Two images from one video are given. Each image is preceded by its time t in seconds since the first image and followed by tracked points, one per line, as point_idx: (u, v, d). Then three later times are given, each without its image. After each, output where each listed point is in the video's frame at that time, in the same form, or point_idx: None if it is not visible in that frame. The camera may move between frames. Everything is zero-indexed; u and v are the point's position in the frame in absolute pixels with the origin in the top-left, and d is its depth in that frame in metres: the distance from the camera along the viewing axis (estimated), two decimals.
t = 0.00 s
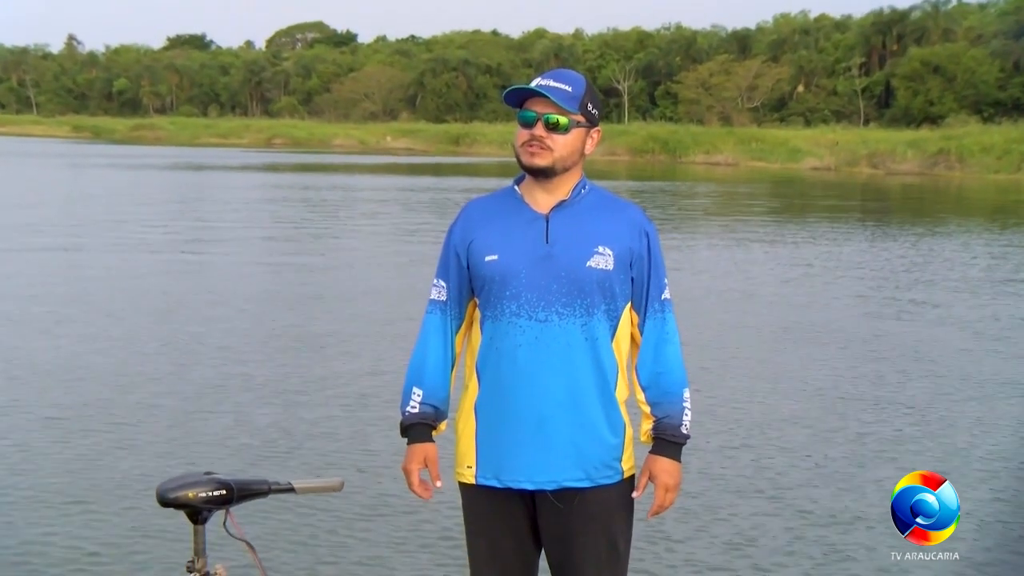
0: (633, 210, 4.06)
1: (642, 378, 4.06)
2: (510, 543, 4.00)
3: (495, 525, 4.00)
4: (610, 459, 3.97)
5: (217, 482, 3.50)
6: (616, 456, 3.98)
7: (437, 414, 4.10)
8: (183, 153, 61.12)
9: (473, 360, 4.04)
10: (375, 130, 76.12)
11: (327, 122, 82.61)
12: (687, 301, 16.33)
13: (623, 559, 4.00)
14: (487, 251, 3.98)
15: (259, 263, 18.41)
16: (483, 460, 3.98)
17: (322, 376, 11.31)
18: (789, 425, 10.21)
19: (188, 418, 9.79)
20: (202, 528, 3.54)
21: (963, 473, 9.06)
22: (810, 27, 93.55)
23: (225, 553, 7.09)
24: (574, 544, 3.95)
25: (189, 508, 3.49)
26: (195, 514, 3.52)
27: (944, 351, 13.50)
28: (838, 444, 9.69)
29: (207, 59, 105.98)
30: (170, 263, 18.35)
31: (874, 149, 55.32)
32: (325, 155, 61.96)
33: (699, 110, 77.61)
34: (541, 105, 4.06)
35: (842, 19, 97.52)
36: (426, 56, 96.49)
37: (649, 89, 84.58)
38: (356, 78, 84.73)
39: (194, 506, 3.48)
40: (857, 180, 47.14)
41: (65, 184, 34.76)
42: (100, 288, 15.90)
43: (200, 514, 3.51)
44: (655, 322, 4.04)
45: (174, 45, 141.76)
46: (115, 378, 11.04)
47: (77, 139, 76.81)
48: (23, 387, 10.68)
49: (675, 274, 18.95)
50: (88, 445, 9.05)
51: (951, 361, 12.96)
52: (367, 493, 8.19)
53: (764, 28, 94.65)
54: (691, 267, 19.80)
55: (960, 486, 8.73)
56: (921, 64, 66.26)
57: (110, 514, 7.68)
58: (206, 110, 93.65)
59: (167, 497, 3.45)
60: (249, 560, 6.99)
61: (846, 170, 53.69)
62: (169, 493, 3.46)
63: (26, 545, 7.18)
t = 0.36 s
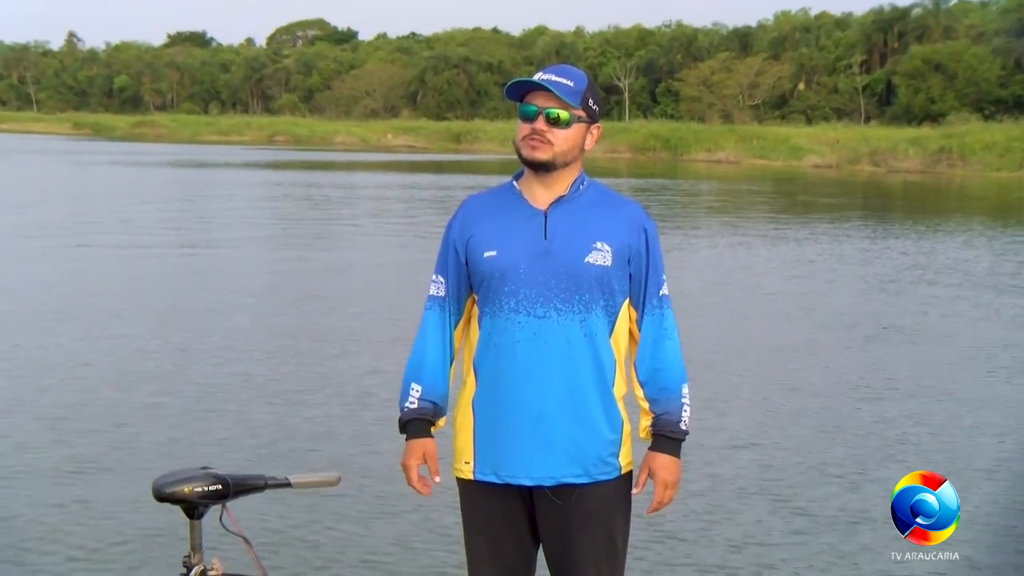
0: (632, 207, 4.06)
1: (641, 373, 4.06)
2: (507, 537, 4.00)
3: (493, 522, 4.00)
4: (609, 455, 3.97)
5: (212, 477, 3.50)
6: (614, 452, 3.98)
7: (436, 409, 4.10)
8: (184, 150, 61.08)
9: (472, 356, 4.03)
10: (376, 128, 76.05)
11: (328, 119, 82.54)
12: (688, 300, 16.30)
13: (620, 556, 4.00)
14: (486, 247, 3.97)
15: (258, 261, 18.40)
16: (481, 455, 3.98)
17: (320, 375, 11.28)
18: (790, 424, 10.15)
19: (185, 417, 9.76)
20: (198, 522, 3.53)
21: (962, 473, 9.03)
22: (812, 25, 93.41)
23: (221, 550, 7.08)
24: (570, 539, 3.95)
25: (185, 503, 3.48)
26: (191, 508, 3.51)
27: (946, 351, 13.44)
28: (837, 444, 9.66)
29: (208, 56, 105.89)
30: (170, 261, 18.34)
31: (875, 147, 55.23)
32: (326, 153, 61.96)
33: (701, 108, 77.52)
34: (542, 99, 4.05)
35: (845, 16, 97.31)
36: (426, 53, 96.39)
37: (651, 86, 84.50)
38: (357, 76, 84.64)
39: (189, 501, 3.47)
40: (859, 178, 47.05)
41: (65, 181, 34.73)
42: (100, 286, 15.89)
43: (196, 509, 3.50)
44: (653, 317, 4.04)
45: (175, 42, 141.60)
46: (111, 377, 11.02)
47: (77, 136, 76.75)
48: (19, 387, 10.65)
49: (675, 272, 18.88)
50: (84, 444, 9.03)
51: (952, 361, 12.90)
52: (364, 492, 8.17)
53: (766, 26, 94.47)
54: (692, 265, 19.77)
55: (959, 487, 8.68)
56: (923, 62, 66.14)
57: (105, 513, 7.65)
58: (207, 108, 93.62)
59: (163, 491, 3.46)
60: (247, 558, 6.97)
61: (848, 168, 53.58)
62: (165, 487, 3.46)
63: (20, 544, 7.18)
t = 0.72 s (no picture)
0: (635, 207, 4.05)
1: (643, 374, 4.06)
2: (508, 537, 3.99)
3: (494, 522, 4.00)
4: (612, 456, 3.97)
5: (213, 476, 3.50)
6: (616, 452, 3.98)
7: (438, 410, 4.09)
8: (187, 151, 61.14)
9: (476, 355, 4.03)
10: (379, 128, 76.06)
11: (331, 120, 82.57)
12: (692, 300, 16.28)
13: (621, 557, 4.00)
14: (489, 246, 3.97)
15: (262, 262, 18.41)
16: (483, 455, 3.97)
17: (323, 376, 11.28)
18: (791, 426, 10.14)
19: (187, 417, 9.77)
20: (200, 519, 3.53)
21: (963, 475, 9.01)
22: (816, 26, 93.34)
23: (221, 549, 7.10)
24: (570, 538, 3.95)
25: (186, 502, 3.48)
26: (192, 507, 3.51)
27: (949, 352, 13.42)
28: (838, 445, 9.65)
29: (211, 56, 105.94)
30: (174, 261, 18.35)
31: (879, 148, 55.17)
32: (330, 153, 62.05)
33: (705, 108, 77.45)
34: (550, 99, 4.04)
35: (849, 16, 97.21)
36: (429, 54, 96.44)
37: (654, 87, 84.51)
38: (360, 76, 84.66)
39: (191, 500, 3.47)
40: (862, 179, 47.00)
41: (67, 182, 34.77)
42: (104, 286, 15.90)
43: (197, 507, 3.50)
44: (656, 318, 4.04)
45: (178, 43, 141.60)
46: (113, 378, 11.02)
47: (81, 136, 76.85)
48: (22, 387, 10.67)
49: (678, 272, 18.86)
50: (85, 444, 9.05)
51: (954, 362, 12.88)
52: (365, 492, 8.18)
53: (770, 27, 94.39)
54: (695, 266, 19.76)
55: (961, 488, 8.67)
56: (927, 63, 66.08)
57: (106, 514, 7.66)
58: (210, 108, 93.72)
59: (164, 489, 3.46)
60: (248, 557, 6.99)
61: (851, 169, 53.53)
62: (167, 486, 3.46)
63: (21, 544, 7.19)
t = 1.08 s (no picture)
0: (636, 203, 4.05)
1: (642, 369, 4.05)
2: (504, 534, 3.99)
3: (491, 518, 3.99)
4: (609, 452, 3.96)
5: (209, 471, 3.50)
6: (614, 449, 3.97)
7: (436, 405, 4.09)
8: (187, 147, 61.09)
9: (474, 352, 4.02)
10: (379, 124, 75.96)
11: (330, 116, 82.37)
12: (692, 297, 16.26)
13: (618, 553, 4.00)
14: (486, 243, 3.96)
15: (262, 258, 18.38)
16: (480, 450, 3.97)
17: (322, 373, 11.27)
18: (790, 423, 10.12)
19: (185, 415, 9.75)
20: (196, 513, 3.52)
21: (962, 473, 8.99)
22: (816, 22, 93.16)
23: (219, 545, 7.09)
24: (569, 537, 3.95)
25: (184, 496, 3.49)
26: (189, 502, 3.51)
27: (949, 350, 13.36)
28: (835, 443, 9.63)
29: (210, 52, 105.77)
30: (172, 257, 18.33)
31: (879, 145, 55.06)
32: (329, 148, 62.03)
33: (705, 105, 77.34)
34: (552, 97, 4.04)
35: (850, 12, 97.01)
36: (430, 50, 96.26)
37: (654, 83, 84.35)
38: (360, 72, 84.59)
39: (188, 494, 3.48)
40: (864, 176, 46.90)
41: (65, 177, 34.71)
42: (102, 283, 15.87)
43: (195, 502, 3.50)
44: (654, 313, 4.03)
45: (178, 38, 141.42)
46: (111, 375, 11.01)
47: (80, 131, 76.77)
48: (22, 384, 10.67)
49: (678, 270, 18.81)
50: (84, 441, 9.03)
51: (954, 361, 12.83)
52: (363, 490, 8.17)
53: (770, 24, 94.26)
54: (695, 262, 19.72)
55: (960, 488, 8.65)
56: (928, 60, 65.96)
57: (104, 511, 7.65)
58: (209, 103, 93.64)
59: (162, 484, 3.46)
60: (246, 553, 6.98)
61: (852, 166, 53.43)
62: (162, 481, 3.47)
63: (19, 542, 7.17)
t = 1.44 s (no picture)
0: (646, 204, 4.04)
1: (652, 371, 4.04)
2: (515, 537, 3.99)
3: (502, 520, 3.99)
4: (620, 453, 3.96)
5: (220, 473, 3.51)
6: (625, 451, 3.97)
7: (446, 408, 4.09)
8: (201, 146, 61.22)
9: (484, 354, 4.02)
10: (392, 124, 75.98)
11: (344, 115, 82.40)
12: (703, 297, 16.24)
13: (629, 552, 3.99)
14: (496, 246, 3.96)
15: (275, 258, 18.44)
16: (490, 454, 3.97)
17: (332, 372, 11.30)
18: (798, 424, 10.08)
19: (196, 415, 9.77)
20: (206, 515, 3.53)
21: (968, 473, 8.98)
22: (831, 21, 92.81)
23: (231, 544, 7.12)
24: (580, 537, 3.94)
25: (194, 497, 3.49)
26: (201, 503, 3.52)
27: (961, 350, 13.31)
28: (842, 443, 9.61)
29: (224, 51, 106.13)
30: (185, 256, 18.37)
31: (894, 145, 54.85)
32: (343, 148, 62.10)
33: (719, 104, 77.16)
34: (560, 99, 4.04)
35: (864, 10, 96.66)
36: (443, 49, 96.25)
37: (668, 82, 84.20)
38: (374, 71, 84.71)
39: (200, 496, 3.48)
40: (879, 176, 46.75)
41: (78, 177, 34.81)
42: (116, 283, 15.91)
43: (206, 504, 3.51)
44: (663, 315, 4.03)
45: (191, 37, 141.92)
46: (123, 375, 11.04)
47: (95, 131, 77.04)
48: (35, 383, 10.71)
49: (689, 269, 18.78)
50: (94, 442, 9.04)
51: (966, 361, 12.77)
52: (371, 490, 8.19)
53: (784, 23, 93.94)
54: (708, 262, 19.69)
55: (961, 487, 8.65)
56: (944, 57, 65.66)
57: (113, 512, 7.67)
58: (224, 103, 93.84)
59: (174, 486, 3.47)
60: (255, 552, 7.01)
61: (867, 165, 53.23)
62: (175, 483, 3.47)
63: (31, 544, 7.19)
